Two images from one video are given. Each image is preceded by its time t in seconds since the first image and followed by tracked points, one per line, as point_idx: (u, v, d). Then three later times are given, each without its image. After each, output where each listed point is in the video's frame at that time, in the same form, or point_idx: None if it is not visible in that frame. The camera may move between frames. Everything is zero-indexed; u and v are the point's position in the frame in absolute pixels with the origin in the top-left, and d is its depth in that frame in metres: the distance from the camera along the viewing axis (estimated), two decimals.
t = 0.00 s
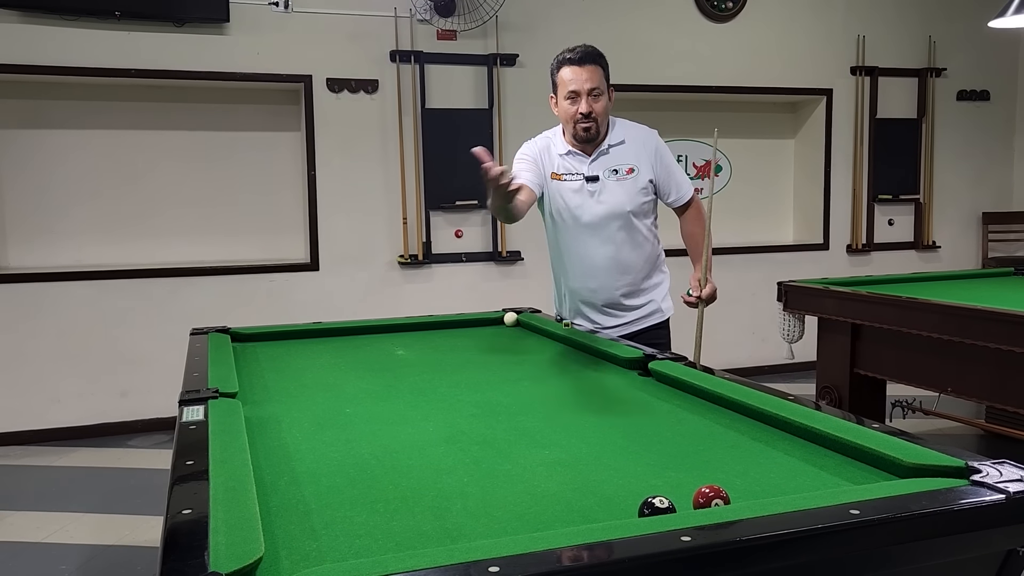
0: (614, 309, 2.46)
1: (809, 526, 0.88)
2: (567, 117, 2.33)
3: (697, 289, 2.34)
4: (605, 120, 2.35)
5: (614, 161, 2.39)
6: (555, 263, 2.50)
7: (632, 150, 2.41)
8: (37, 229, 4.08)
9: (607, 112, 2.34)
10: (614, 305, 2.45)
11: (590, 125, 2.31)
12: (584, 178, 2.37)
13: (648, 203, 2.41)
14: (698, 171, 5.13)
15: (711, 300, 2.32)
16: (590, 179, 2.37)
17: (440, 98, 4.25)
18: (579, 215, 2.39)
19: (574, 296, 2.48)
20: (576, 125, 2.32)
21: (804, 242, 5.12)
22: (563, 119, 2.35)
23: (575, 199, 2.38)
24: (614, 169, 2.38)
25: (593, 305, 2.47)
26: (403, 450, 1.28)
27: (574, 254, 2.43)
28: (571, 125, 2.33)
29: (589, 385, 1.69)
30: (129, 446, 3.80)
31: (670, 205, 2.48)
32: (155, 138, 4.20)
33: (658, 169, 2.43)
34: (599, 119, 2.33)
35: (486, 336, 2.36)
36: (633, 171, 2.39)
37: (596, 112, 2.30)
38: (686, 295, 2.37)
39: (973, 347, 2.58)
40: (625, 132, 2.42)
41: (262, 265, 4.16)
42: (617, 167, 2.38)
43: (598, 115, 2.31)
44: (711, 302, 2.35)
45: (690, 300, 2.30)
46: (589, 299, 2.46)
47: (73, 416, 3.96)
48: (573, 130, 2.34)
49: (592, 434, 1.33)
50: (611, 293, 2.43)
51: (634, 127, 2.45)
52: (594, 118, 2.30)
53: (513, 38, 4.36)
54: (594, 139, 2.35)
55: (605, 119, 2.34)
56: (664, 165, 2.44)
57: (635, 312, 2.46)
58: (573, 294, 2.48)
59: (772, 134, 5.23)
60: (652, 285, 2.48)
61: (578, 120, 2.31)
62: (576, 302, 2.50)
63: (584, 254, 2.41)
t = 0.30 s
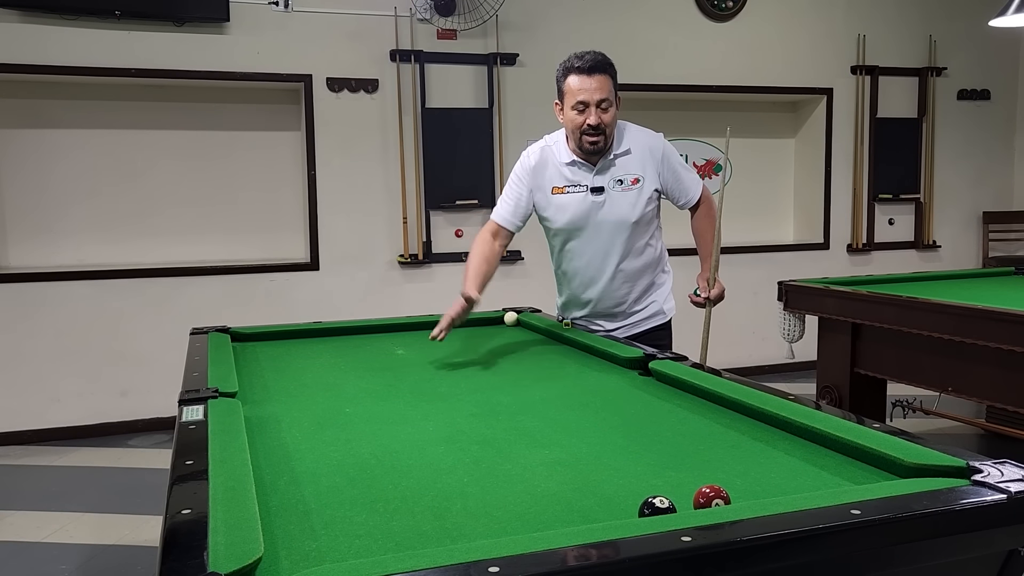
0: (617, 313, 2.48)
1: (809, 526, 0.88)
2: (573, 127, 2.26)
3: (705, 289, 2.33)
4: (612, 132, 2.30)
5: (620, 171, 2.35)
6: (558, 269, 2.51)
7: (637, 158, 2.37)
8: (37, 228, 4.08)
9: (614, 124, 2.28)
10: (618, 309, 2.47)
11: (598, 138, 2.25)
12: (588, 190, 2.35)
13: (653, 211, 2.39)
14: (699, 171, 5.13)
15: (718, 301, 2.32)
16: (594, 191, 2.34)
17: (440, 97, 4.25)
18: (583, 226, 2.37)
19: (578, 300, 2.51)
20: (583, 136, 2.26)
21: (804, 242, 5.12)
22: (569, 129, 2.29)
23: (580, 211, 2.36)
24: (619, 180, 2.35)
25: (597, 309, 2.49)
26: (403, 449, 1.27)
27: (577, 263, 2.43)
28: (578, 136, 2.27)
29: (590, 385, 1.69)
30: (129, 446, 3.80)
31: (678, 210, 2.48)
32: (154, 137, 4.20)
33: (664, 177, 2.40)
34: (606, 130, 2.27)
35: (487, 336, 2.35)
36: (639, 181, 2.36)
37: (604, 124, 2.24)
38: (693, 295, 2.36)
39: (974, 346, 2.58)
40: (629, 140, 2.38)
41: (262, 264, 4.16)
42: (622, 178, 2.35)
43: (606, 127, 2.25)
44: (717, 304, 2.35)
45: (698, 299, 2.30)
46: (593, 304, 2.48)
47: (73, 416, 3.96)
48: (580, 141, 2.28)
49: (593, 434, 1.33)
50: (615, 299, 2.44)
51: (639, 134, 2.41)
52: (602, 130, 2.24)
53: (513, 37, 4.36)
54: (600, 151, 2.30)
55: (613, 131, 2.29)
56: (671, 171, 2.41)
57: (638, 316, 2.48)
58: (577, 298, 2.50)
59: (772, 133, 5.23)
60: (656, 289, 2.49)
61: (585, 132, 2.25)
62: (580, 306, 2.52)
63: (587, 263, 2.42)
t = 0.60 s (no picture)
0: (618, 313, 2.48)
1: (809, 527, 0.87)
2: (564, 124, 2.29)
3: (693, 289, 2.34)
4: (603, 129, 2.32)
5: (612, 169, 2.36)
6: (559, 270, 2.53)
7: (630, 155, 2.38)
8: (36, 228, 4.07)
9: (605, 120, 2.30)
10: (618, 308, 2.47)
11: (589, 133, 2.27)
12: (581, 188, 2.37)
13: (648, 208, 2.39)
14: (698, 171, 5.13)
15: (707, 300, 2.33)
16: (588, 190, 2.36)
17: (440, 98, 4.25)
18: (578, 225, 2.40)
19: (579, 301, 2.52)
20: (573, 132, 2.28)
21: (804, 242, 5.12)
22: (560, 126, 2.31)
23: (574, 210, 2.39)
24: (612, 177, 2.36)
25: (597, 309, 2.50)
26: (403, 450, 1.28)
27: (575, 261, 2.45)
28: (568, 132, 2.29)
29: (589, 386, 1.69)
30: (129, 446, 3.80)
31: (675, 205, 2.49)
32: (154, 137, 4.20)
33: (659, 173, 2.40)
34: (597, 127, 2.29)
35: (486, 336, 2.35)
36: (633, 178, 2.36)
37: (595, 119, 2.26)
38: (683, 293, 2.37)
39: (974, 347, 2.58)
40: (621, 138, 2.40)
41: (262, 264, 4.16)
42: (616, 175, 2.36)
43: (597, 123, 2.27)
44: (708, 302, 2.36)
45: (686, 299, 2.30)
46: (594, 304, 2.49)
47: (73, 416, 3.95)
48: (571, 137, 2.29)
49: (592, 435, 1.33)
50: (614, 298, 2.45)
51: (632, 131, 2.42)
52: (592, 126, 2.26)
53: (514, 37, 4.36)
54: (592, 147, 2.32)
55: (604, 127, 2.31)
56: (664, 167, 2.42)
57: (639, 316, 2.47)
58: (577, 299, 2.51)
59: (772, 133, 5.23)
60: (656, 288, 2.48)
61: (576, 127, 2.27)
62: (582, 307, 2.53)
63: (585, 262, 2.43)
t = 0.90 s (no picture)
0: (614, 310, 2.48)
1: (809, 529, 0.87)
2: (557, 112, 2.36)
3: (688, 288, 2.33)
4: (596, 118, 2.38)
5: (604, 162, 2.38)
6: (556, 267, 2.55)
7: (622, 149, 2.40)
8: (36, 228, 4.07)
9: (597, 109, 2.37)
10: (614, 305, 2.47)
11: (580, 117, 2.33)
12: (574, 181, 2.40)
13: (642, 202, 2.40)
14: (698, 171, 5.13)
15: (702, 300, 2.32)
16: (580, 182, 2.38)
17: (440, 98, 4.24)
18: (572, 218, 2.41)
19: (576, 297, 2.52)
20: (566, 118, 2.33)
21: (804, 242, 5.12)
22: (554, 116, 2.37)
23: (567, 203, 2.41)
24: (604, 170, 2.38)
25: (594, 306, 2.50)
26: (403, 451, 1.27)
27: (570, 256, 2.47)
28: (562, 119, 2.35)
29: (589, 386, 1.69)
30: (129, 446, 3.80)
31: (666, 203, 2.48)
32: (154, 138, 4.20)
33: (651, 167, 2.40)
34: (590, 114, 2.35)
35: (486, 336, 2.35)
36: (625, 171, 2.38)
37: (586, 105, 2.33)
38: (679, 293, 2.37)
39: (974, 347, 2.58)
40: (613, 132, 2.42)
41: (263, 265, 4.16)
42: (608, 168, 2.38)
43: (588, 108, 2.33)
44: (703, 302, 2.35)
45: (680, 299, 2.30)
46: (590, 300, 2.49)
47: (73, 417, 3.95)
48: (564, 124, 2.35)
49: (592, 435, 1.33)
50: (609, 294, 2.45)
51: (625, 126, 2.44)
52: (583, 110, 2.32)
53: (514, 38, 4.36)
54: (584, 135, 2.36)
55: (596, 116, 2.36)
56: (656, 163, 2.42)
57: (635, 312, 2.47)
58: (574, 295, 2.52)
59: (772, 134, 5.23)
60: (652, 284, 2.48)
61: (568, 113, 2.33)
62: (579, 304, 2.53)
63: (580, 256, 2.45)
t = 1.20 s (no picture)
0: (615, 309, 2.47)
1: (809, 530, 0.87)
2: (559, 110, 2.36)
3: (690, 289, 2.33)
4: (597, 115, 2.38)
5: (605, 159, 2.39)
6: (557, 265, 2.54)
7: (623, 146, 2.40)
8: (37, 229, 4.07)
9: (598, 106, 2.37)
10: (614, 303, 2.46)
11: (582, 114, 2.33)
12: (575, 178, 2.40)
13: (642, 199, 2.40)
14: (698, 171, 5.13)
15: (704, 300, 2.31)
16: (582, 178, 2.39)
17: (440, 98, 4.24)
18: (573, 215, 2.41)
19: (577, 296, 2.52)
20: (568, 115, 2.34)
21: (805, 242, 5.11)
22: (555, 114, 2.38)
23: (568, 200, 2.41)
24: (605, 167, 2.38)
25: (595, 306, 2.49)
26: (402, 452, 1.27)
27: (572, 253, 2.47)
28: (563, 116, 2.36)
29: (589, 387, 1.69)
30: (129, 447, 3.80)
31: (665, 202, 2.48)
32: (154, 138, 4.19)
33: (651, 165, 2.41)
34: (591, 111, 2.35)
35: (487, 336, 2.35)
36: (625, 168, 2.38)
37: (587, 102, 2.33)
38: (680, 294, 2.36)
39: (974, 348, 2.58)
40: (613, 130, 2.43)
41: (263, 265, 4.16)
42: (609, 165, 2.38)
43: (589, 105, 2.34)
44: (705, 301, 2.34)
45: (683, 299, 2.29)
46: (590, 298, 2.48)
47: (72, 417, 3.95)
48: (566, 121, 2.35)
49: (592, 436, 1.33)
50: (610, 292, 2.44)
51: (625, 125, 2.45)
52: (585, 107, 2.33)
53: (514, 38, 4.35)
54: (586, 131, 2.37)
55: (597, 113, 2.37)
56: (654, 162, 2.42)
57: (636, 312, 2.47)
58: (575, 294, 2.52)
59: (772, 134, 5.22)
60: (652, 283, 2.47)
61: (570, 110, 2.34)
62: (580, 303, 2.53)
63: (581, 253, 2.44)
